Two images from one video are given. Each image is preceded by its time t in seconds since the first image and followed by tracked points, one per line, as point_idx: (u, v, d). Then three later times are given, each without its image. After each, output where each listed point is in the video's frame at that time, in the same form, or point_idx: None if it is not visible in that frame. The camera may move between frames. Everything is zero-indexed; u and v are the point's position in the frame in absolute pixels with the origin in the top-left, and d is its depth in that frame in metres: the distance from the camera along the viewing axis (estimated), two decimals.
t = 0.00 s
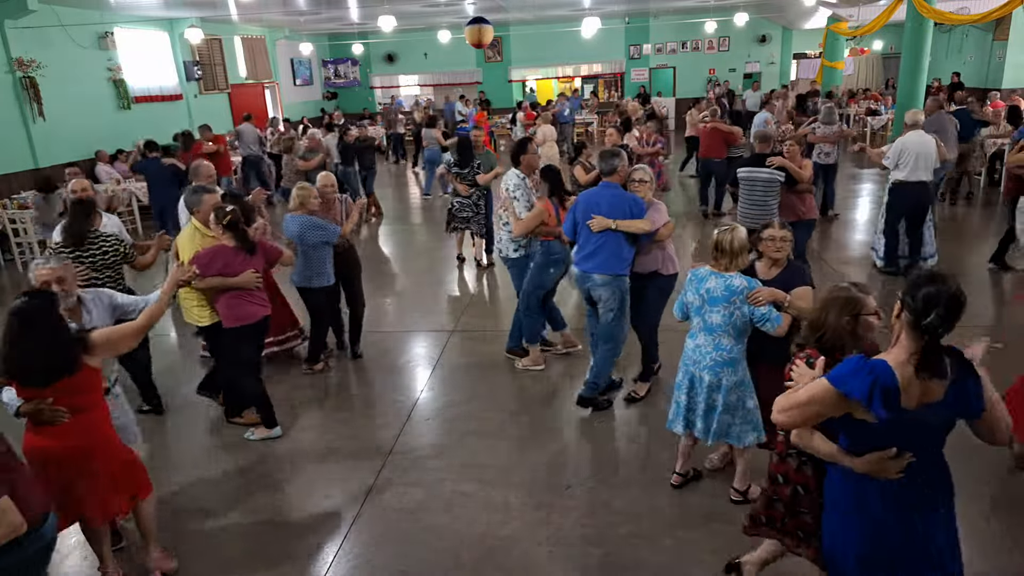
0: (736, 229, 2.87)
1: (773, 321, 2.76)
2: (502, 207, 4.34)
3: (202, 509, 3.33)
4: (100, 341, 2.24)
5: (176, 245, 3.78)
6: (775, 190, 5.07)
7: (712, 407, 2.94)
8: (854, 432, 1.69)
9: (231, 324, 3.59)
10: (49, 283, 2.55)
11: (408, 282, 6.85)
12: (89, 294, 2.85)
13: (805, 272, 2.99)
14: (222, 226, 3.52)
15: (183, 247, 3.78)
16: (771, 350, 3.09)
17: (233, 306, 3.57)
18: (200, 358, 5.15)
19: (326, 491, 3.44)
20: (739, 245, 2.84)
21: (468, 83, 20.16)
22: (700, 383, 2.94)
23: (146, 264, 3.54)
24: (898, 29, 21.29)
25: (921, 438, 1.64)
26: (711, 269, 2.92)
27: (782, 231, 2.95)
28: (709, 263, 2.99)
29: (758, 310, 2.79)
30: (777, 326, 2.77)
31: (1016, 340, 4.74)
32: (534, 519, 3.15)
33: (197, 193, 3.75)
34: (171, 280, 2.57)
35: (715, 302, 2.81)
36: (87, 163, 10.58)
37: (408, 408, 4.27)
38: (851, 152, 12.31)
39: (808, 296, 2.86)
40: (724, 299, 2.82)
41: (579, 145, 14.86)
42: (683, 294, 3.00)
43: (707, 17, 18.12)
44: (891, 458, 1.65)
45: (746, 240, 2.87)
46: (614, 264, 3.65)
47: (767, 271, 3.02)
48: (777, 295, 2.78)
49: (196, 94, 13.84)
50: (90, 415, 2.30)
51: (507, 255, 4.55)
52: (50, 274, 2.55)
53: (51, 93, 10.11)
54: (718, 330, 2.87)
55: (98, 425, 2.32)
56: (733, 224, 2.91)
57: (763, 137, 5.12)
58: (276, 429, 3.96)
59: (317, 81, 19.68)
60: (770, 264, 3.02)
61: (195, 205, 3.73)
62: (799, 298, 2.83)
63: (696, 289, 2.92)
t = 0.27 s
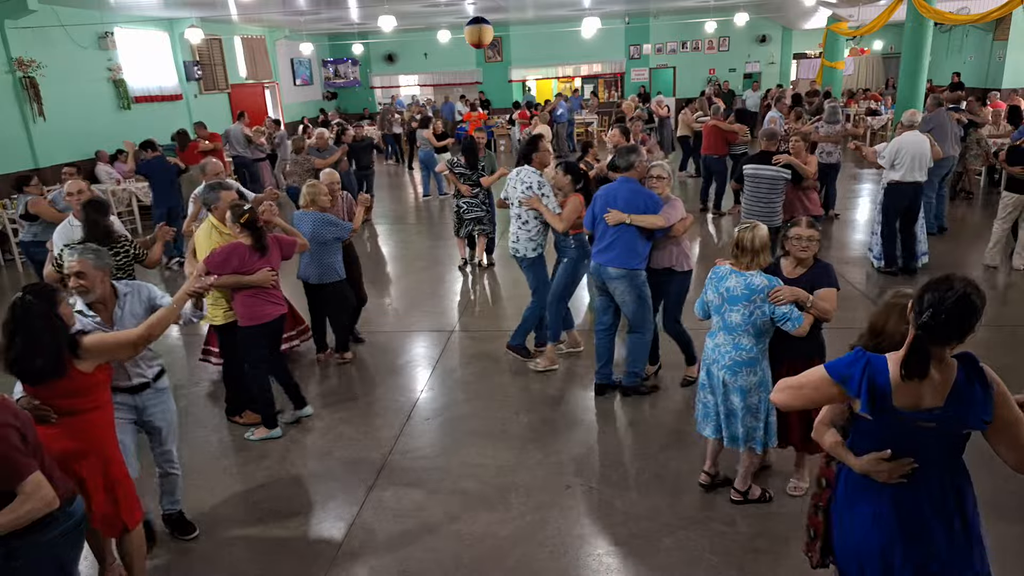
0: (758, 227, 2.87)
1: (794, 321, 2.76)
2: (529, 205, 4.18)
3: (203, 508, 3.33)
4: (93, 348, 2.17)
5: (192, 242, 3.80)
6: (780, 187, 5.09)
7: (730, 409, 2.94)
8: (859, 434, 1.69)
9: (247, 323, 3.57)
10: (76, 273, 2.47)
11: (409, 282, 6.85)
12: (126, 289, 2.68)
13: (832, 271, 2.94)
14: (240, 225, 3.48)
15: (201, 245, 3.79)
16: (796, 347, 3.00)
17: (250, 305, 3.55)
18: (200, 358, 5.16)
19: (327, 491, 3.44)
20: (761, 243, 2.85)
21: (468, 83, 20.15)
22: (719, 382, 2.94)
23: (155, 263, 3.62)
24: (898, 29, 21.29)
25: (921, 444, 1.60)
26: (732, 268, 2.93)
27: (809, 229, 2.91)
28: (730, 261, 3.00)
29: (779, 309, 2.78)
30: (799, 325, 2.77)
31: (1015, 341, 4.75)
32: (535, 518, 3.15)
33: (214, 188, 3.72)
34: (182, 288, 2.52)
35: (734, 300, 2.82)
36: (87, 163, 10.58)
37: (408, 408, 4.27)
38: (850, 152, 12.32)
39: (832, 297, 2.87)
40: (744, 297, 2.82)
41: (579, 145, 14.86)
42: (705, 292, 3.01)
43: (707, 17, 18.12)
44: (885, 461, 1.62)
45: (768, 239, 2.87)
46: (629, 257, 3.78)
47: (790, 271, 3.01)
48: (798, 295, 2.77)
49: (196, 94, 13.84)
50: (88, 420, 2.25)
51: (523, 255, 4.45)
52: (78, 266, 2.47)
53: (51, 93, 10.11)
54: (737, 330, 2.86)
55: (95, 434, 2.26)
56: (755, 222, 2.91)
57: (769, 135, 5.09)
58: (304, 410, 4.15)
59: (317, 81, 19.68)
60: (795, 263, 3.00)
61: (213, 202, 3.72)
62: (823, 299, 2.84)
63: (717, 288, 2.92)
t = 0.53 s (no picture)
0: (767, 229, 2.86)
1: (804, 324, 2.72)
2: (552, 202, 4.19)
3: (202, 509, 3.33)
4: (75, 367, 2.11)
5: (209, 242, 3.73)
6: (783, 188, 5.09)
7: (742, 414, 2.95)
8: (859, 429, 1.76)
9: (269, 321, 3.58)
10: (108, 291, 2.42)
11: (409, 282, 6.84)
12: (158, 310, 2.57)
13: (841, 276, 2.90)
14: (260, 224, 3.55)
15: (219, 247, 3.71)
16: (802, 348, 3.01)
17: (272, 303, 3.57)
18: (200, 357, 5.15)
19: (326, 491, 3.44)
20: (772, 245, 2.84)
21: (468, 83, 20.18)
22: (731, 386, 2.95)
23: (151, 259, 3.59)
24: (898, 29, 21.31)
25: (912, 458, 1.63)
26: (742, 270, 2.93)
27: (817, 234, 2.89)
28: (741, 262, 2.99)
29: (789, 312, 2.75)
30: (808, 328, 2.73)
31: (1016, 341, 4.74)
32: (535, 519, 3.15)
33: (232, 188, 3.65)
34: (183, 331, 2.30)
35: (744, 303, 2.81)
36: (87, 163, 10.58)
37: (408, 408, 4.27)
38: (851, 152, 12.31)
39: (841, 301, 2.82)
40: (754, 299, 2.81)
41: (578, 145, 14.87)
42: (714, 295, 3.02)
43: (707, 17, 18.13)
44: (869, 461, 1.69)
45: (779, 241, 2.85)
46: (649, 253, 3.84)
47: (798, 275, 3.00)
48: (808, 298, 2.71)
49: (196, 94, 13.85)
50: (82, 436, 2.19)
51: (540, 255, 4.36)
52: (111, 284, 2.42)
53: (51, 93, 10.11)
54: (747, 333, 2.87)
55: (89, 455, 2.20)
56: (765, 223, 2.90)
57: (771, 134, 5.08)
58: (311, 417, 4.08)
59: (317, 81, 19.69)
60: (803, 267, 3.00)
61: (228, 202, 3.63)
62: (832, 303, 2.79)
63: (726, 290, 2.92)
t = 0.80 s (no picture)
0: (767, 226, 2.86)
1: (806, 318, 2.77)
2: (567, 202, 4.13)
3: (202, 509, 3.32)
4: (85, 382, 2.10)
5: (229, 244, 3.59)
6: (782, 185, 5.11)
7: (749, 411, 2.93)
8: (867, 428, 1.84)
9: (294, 322, 3.65)
10: (146, 297, 2.35)
11: (408, 282, 6.84)
12: (195, 319, 2.45)
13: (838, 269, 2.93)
14: (284, 226, 3.54)
15: (241, 248, 3.58)
16: (809, 345, 2.98)
17: (297, 305, 3.62)
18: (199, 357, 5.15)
19: (327, 491, 3.44)
20: (772, 242, 2.84)
21: (468, 83, 20.19)
22: (738, 383, 2.94)
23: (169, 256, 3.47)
24: (898, 29, 21.31)
25: (889, 453, 1.68)
26: (743, 267, 2.92)
27: (814, 229, 2.90)
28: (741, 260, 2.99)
29: (791, 306, 2.78)
30: (810, 322, 2.79)
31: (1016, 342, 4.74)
32: (535, 518, 3.15)
33: (250, 191, 3.57)
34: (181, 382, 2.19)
35: (748, 300, 2.82)
36: (87, 163, 10.58)
37: (407, 408, 4.27)
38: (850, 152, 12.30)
39: (839, 295, 2.85)
40: (757, 296, 2.81)
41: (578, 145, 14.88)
42: (715, 293, 3.01)
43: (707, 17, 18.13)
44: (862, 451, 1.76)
45: (778, 237, 2.86)
46: (663, 253, 3.85)
47: (795, 270, 3.00)
48: (809, 293, 2.76)
49: (196, 94, 13.84)
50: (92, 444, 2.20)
51: (557, 256, 4.27)
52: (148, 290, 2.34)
53: (51, 93, 10.11)
54: (751, 329, 2.87)
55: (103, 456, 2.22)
56: (763, 221, 2.90)
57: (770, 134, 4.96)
58: (331, 404, 4.19)
59: (317, 81, 19.69)
60: (800, 263, 2.98)
61: (247, 204, 3.57)
62: (832, 296, 2.83)
63: (728, 288, 2.92)
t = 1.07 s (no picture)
0: (760, 223, 2.86)
1: (800, 313, 2.77)
2: (568, 204, 4.15)
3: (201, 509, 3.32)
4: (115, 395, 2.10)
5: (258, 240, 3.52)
6: (779, 184, 5.11)
7: (742, 404, 2.93)
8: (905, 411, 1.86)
9: (327, 317, 3.71)
10: (186, 311, 2.33)
11: (407, 282, 6.84)
12: (229, 340, 2.39)
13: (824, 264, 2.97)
14: (314, 222, 3.63)
15: (271, 243, 3.53)
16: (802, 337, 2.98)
17: (331, 300, 3.68)
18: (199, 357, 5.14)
19: (326, 492, 3.43)
20: (763, 240, 2.84)
21: (468, 83, 20.20)
22: (732, 377, 2.93)
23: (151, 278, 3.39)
24: (898, 29, 21.31)
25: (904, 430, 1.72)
26: (737, 264, 2.92)
27: (800, 225, 2.96)
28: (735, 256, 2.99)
29: (784, 302, 2.79)
30: (804, 317, 2.78)
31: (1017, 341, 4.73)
32: (535, 519, 3.15)
33: (272, 187, 3.60)
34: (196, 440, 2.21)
35: (742, 295, 2.82)
36: (87, 163, 10.58)
37: (407, 408, 4.26)
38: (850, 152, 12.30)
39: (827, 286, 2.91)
40: (751, 291, 2.82)
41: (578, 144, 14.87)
42: (708, 289, 3.01)
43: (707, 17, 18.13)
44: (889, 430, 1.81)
45: (770, 234, 2.86)
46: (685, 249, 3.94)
47: (782, 264, 3.05)
48: (803, 288, 2.77)
49: (196, 94, 13.84)
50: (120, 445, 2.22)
51: (563, 256, 4.27)
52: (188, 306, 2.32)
53: (51, 93, 10.11)
54: (746, 324, 2.87)
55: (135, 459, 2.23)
56: (756, 218, 2.90)
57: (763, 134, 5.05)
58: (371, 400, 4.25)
59: (317, 81, 19.68)
60: (786, 256, 3.05)
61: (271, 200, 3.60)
62: (820, 289, 2.87)
63: (722, 284, 2.91)
